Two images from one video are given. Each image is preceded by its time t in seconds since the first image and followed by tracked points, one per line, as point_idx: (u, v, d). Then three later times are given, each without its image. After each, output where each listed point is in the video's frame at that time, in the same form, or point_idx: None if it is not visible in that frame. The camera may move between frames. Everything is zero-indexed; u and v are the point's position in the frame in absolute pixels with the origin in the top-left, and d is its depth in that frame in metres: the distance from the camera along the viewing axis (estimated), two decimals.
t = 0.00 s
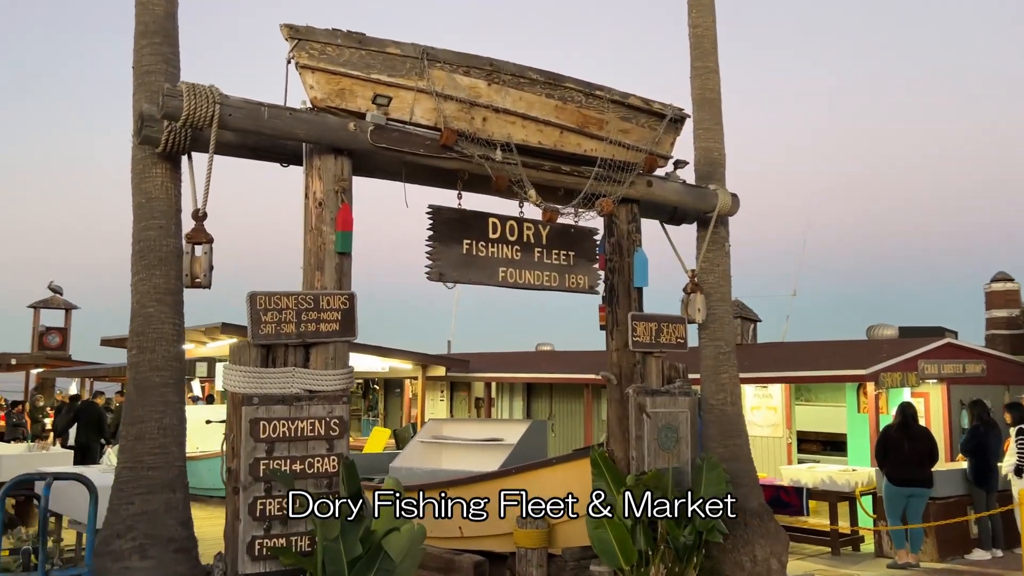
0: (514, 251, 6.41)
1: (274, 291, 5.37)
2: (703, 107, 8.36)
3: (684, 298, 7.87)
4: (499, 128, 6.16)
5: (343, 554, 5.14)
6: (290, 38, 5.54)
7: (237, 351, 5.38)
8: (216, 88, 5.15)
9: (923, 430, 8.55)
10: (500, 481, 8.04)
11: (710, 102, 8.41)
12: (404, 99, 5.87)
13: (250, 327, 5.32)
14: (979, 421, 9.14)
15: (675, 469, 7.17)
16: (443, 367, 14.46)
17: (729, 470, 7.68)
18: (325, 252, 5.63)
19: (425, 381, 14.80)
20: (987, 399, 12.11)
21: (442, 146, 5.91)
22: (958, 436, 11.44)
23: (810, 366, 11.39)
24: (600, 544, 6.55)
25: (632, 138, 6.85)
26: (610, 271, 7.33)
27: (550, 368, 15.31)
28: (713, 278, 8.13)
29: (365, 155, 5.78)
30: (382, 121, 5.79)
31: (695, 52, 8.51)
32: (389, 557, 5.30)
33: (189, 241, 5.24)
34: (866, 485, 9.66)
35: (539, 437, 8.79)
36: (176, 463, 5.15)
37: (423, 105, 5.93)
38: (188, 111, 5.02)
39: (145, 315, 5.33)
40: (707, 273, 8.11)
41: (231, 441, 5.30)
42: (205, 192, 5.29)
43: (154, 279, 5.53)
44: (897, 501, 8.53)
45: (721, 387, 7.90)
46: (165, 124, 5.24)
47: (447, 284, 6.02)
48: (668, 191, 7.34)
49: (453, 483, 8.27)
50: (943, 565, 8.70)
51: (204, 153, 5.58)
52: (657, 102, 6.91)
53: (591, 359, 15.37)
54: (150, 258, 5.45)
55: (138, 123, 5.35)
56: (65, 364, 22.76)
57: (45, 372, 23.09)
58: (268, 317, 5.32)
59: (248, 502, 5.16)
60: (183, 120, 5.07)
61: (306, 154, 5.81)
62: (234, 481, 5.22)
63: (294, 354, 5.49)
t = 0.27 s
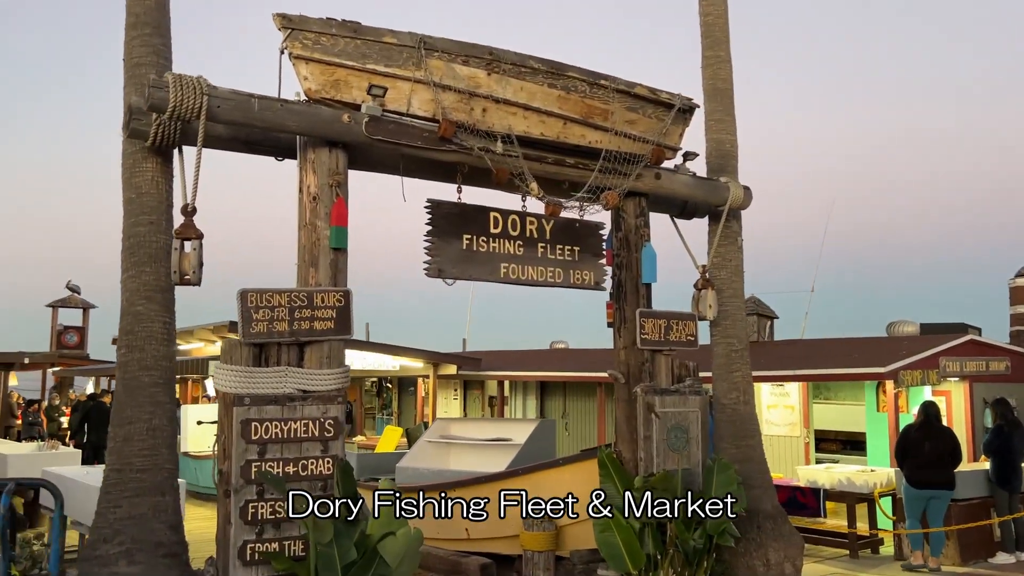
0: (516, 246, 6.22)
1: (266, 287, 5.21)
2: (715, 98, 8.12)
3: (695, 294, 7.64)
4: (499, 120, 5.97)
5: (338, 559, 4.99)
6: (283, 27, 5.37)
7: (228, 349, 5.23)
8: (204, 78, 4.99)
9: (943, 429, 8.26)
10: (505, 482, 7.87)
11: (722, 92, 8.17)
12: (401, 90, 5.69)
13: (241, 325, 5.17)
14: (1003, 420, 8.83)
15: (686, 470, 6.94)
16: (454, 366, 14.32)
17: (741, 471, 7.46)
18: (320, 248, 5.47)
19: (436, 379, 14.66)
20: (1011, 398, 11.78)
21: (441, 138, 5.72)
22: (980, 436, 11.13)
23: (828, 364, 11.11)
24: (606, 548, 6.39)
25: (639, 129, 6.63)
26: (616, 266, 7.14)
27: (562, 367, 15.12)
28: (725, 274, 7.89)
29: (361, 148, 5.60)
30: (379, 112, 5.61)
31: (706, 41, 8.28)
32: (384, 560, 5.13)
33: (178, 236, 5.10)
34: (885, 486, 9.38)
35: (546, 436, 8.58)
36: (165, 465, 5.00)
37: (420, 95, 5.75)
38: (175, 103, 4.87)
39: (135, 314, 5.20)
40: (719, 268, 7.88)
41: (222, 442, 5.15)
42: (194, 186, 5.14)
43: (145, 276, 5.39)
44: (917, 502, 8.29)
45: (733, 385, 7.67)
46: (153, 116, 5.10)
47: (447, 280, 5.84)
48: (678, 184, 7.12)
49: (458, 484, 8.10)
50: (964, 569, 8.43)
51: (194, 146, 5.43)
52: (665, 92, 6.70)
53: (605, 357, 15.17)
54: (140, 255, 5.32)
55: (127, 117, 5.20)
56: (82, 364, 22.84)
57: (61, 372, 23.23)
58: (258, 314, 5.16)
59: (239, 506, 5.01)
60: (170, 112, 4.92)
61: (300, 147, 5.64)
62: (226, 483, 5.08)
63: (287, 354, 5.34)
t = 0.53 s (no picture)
0: (519, 233, 6.02)
1: (257, 275, 5.03)
2: (727, 81, 7.89)
3: (706, 283, 7.40)
4: (500, 101, 5.76)
5: (330, 556, 4.80)
6: (274, 6, 5.17)
7: (219, 339, 5.07)
8: (191, 58, 4.82)
9: (963, 423, 7.98)
10: (512, 477, 7.68)
11: (734, 75, 7.93)
12: (398, 71, 5.49)
13: (230, 315, 4.99)
14: None
15: (696, 464, 6.73)
16: (464, 359, 14.14)
17: (754, 466, 7.23)
18: (313, 235, 5.30)
19: (446, 373, 14.51)
20: None
21: (439, 121, 5.53)
22: (1003, 429, 10.83)
23: (844, 356, 10.84)
24: (613, 544, 6.19)
25: (646, 111, 6.41)
26: (624, 254, 6.95)
27: (574, 360, 14.91)
28: (737, 263, 7.65)
29: (355, 131, 5.42)
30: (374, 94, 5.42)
31: (717, 23, 8.03)
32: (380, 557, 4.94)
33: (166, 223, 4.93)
34: (905, 482, 9.12)
35: (553, 429, 8.39)
36: (153, 458, 4.87)
37: (417, 77, 5.55)
38: (160, 83, 4.70)
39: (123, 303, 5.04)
40: (731, 256, 7.64)
41: (213, 435, 4.99)
42: (183, 170, 4.97)
43: (134, 264, 5.23)
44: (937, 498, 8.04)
45: (746, 377, 7.44)
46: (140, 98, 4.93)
47: (445, 268, 5.64)
48: (687, 169, 6.90)
49: (463, 478, 7.93)
50: (986, 567, 8.16)
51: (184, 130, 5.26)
52: (673, 72, 6.47)
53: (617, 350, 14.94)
54: (128, 242, 5.16)
55: (114, 98, 5.05)
56: (95, 359, 22.85)
57: (76, 366, 23.28)
58: (248, 303, 4.99)
59: (229, 500, 4.85)
60: (155, 93, 4.75)
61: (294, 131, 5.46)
62: (216, 477, 4.92)
63: (279, 344, 5.17)
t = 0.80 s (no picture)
0: (523, 220, 5.82)
1: (249, 264, 4.87)
2: (742, 63, 7.62)
3: (720, 273, 7.14)
4: (502, 83, 5.56)
5: (325, 553, 4.65)
6: None
7: (211, 330, 4.92)
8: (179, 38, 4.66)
9: (986, 415, 7.69)
10: (520, 470, 7.50)
11: (749, 56, 7.66)
12: (395, 52, 5.29)
13: (222, 305, 4.84)
14: None
15: (709, 459, 6.51)
16: (477, 350, 13.98)
17: (769, 460, 7.00)
18: (308, 222, 5.13)
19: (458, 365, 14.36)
20: None
21: (438, 103, 5.34)
22: None
23: (864, 347, 10.56)
24: (622, 541, 5.99)
25: (655, 93, 6.17)
26: (634, 241, 6.70)
27: (589, 351, 14.70)
28: (752, 250, 7.39)
29: (351, 114, 5.24)
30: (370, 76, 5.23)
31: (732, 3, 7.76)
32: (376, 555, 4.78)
33: (155, 210, 4.77)
34: (927, 476, 8.84)
35: (564, 423, 8.19)
36: (143, 453, 4.71)
37: (416, 58, 5.35)
38: (146, 65, 4.55)
39: (112, 293, 4.90)
40: (746, 244, 7.38)
41: (205, 429, 4.84)
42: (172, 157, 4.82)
43: (125, 253, 5.08)
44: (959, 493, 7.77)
45: (761, 369, 7.20)
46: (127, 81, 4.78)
47: (446, 257, 5.45)
48: (700, 153, 6.65)
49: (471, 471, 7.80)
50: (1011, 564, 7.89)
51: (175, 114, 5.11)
52: (684, 52, 6.23)
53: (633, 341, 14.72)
54: (118, 230, 5.01)
55: (101, 81, 4.89)
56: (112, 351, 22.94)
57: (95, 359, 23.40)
58: (239, 293, 4.83)
59: (221, 496, 4.70)
60: (142, 75, 4.60)
61: (288, 115, 5.28)
62: (208, 473, 4.77)
63: (273, 335, 5.01)
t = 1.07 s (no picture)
0: (523, 201, 5.63)
1: (237, 247, 4.72)
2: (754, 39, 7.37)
3: (730, 256, 6.92)
4: (501, 59, 5.36)
5: (316, 545, 4.51)
6: None
7: (199, 315, 4.78)
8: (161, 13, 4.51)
9: (1007, 403, 7.45)
10: (526, 460, 7.34)
11: (762, 32, 7.40)
12: (389, 26, 5.10)
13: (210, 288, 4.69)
14: None
15: (718, 448, 6.31)
16: (488, 338, 13.82)
17: (781, 449, 6.78)
18: (300, 203, 4.97)
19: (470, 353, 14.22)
20: None
21: (434, 80, 5.15)
22: None
23: (883, 334, 10.28)
24: (627, 532, 5.83)
25: (662, 69, 5.95)
26: (640, 224, 6.52)
27: (602, 339, 14.50)
28: (764, 233, 7.15)
29: (344, 91, 5.06)
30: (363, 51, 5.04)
31: None
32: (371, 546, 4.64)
33: (140, 190, 4.62)
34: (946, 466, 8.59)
35: (572, 411, 8.02)
36: (129, 441, 4.59)
37: (411, 32, 5.16)
38: (127, 40, 4.41)
39: (99, 277, 4.77)
40: (757, 227, 7.15)
41: (194, 417, 4.70)
42: (157, 137, 4.67)
43: (113, 236, 4.95)
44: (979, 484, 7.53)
45: (773, 356, 6.98)
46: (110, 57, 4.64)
47: (443, 239, 5.28)
48: (709, 131, 6.43)
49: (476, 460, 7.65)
50: None
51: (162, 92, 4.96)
52: (691, 26, 6.00)
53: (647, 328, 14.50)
54: (104, 212, 4.88)
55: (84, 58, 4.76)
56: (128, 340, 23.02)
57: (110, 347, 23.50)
58: (227, 276, 4.69)
59: (210, 486, 4.57)
60: (123, 50, 4.47)
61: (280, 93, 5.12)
62: (196, 462, 4.64)
63: (264, 319, 4.87)
